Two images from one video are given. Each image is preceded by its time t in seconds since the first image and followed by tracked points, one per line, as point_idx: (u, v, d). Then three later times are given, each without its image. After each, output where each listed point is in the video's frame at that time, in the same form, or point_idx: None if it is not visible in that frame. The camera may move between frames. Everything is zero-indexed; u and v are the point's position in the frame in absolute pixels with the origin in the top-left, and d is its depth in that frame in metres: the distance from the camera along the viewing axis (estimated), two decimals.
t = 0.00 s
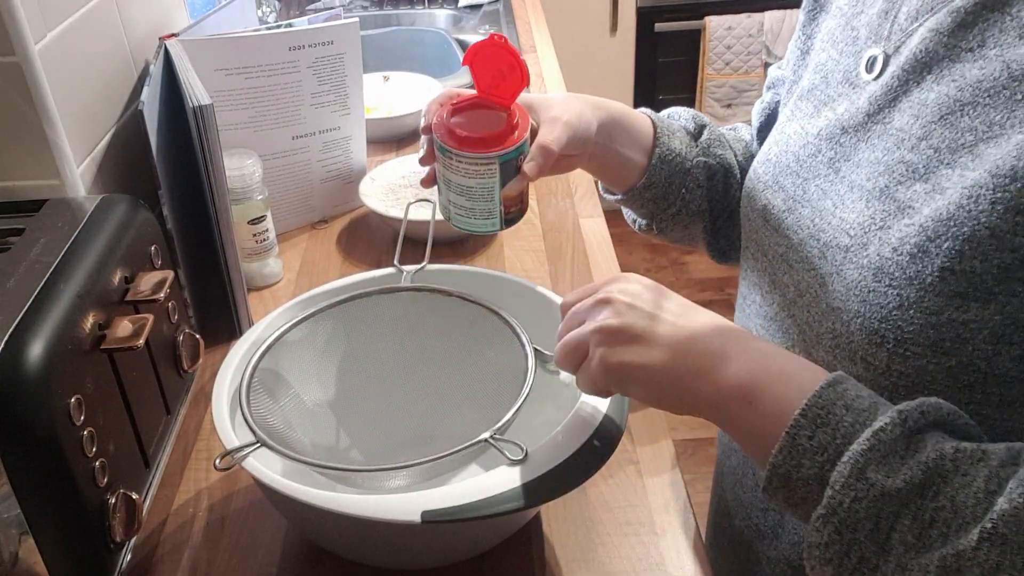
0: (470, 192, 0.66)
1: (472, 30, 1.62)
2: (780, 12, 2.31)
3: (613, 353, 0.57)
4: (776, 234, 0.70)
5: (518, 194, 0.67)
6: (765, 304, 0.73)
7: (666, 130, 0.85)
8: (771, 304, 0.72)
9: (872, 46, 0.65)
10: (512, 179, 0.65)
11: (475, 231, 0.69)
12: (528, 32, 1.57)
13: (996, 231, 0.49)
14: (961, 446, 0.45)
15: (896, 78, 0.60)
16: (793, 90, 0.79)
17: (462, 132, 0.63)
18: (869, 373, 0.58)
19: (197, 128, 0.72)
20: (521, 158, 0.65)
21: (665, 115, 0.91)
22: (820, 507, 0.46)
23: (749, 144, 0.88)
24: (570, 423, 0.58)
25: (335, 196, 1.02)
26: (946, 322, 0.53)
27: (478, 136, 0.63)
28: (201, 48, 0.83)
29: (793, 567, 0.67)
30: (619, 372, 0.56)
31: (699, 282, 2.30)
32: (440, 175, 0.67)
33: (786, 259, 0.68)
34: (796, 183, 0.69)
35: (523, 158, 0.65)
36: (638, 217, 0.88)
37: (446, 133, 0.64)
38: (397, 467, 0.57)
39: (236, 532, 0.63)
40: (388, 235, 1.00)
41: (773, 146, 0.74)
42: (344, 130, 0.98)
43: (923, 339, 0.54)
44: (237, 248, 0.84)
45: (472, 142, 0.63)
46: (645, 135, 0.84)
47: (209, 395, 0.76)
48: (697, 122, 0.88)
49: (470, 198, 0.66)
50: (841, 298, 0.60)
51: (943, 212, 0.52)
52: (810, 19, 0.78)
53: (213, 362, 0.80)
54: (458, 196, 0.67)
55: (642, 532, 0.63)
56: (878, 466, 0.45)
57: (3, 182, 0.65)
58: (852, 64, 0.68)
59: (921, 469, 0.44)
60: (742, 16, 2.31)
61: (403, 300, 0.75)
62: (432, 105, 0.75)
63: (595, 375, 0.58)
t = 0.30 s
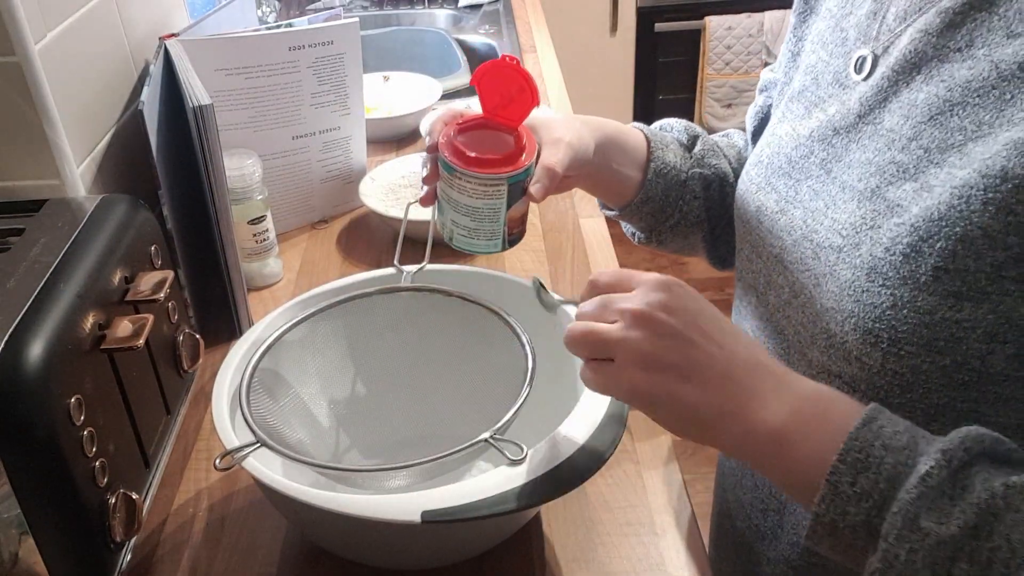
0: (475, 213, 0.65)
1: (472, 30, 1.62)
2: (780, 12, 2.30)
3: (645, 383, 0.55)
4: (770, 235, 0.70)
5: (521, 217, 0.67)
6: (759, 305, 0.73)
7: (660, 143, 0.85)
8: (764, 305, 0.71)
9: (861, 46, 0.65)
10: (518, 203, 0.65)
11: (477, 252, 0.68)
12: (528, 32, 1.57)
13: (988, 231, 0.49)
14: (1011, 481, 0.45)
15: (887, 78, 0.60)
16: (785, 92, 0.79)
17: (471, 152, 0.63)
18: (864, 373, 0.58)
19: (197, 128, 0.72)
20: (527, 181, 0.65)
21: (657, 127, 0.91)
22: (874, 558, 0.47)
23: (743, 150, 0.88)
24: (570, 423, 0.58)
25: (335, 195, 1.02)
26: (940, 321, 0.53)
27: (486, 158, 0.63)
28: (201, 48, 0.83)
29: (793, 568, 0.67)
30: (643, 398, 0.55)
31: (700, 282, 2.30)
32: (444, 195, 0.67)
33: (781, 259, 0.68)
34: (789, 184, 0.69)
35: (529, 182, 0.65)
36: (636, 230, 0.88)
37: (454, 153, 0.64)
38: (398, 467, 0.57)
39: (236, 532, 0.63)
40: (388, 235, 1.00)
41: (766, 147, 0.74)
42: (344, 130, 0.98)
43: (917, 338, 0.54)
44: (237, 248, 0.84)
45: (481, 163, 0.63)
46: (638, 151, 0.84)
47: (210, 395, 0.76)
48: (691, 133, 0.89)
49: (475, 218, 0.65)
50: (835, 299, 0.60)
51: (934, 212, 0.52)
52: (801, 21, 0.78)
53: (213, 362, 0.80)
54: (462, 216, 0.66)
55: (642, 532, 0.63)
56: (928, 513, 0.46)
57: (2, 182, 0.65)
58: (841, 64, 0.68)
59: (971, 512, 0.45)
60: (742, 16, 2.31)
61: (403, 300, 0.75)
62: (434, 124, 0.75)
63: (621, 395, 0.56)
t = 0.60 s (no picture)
0: (481, 238, 0.62)
1: (472, 30, 1.62)
2: (780, 13, 2.31)
3: (581, 189, 0.50)
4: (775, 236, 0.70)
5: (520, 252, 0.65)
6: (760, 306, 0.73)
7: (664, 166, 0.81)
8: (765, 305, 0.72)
9: (862, 48, 0.66)
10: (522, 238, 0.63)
11: (468, 276, 0.65)
12: (528, 32, 1.57)
13: (998, 225, 0.49)
14: (963, 346, 0.43)
15: (887, 76, 0.61)
16: (783, 95, 0.79)
17: (495, 177, 0.59)
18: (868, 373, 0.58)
19: (198, 129, 0.72)
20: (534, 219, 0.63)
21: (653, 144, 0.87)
22: (800, 386, 0.43)
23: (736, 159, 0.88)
24: (570, 422, 0.58)
25: (335, 196, 1.03)
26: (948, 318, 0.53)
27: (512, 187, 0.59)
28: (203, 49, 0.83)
29: (792, 569, 0.67)
30: (588, 178, 0.49)
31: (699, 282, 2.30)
32: (450, 214, 0.63)
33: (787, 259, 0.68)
34: (794, 185, 0.69)
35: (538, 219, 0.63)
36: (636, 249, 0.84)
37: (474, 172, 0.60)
38: (399, 467, 0.57)
39: (236, 531, 0.63)
40: (388, 235, 1.00)
41: (767, 148, 0.75)
42: (344, 131, 0.99)
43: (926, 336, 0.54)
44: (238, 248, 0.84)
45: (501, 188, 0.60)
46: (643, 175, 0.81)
47: (210, 395, 0.76)
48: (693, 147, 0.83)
49: (478, 243, 0.62)
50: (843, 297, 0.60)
51: (947, 208, 0.52)
52: (798, 24, 0.79)
53: (213, 362, 0.80)
54: (466, 238, 0.63)
55: (642, 532, 0.63)
56: (878, 353, 0.42)
57: (3, 182, 0.65)
58: (843, 67, 0.68)
59: (923, 367, 0.42)
60: (741, 17, 2.31)
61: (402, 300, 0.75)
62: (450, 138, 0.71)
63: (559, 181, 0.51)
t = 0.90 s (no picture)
0: (480, 258, 0.62)
1: (473, 31, 1.62)
2: (779, 13, 2.31)
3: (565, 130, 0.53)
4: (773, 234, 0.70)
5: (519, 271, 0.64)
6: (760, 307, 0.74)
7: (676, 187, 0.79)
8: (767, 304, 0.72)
9: (860, 48, 0.66)
10: (522, 257, 0.63)
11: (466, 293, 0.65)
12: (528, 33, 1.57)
13: (985, 214, 0.49)
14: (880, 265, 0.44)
15: (880, 73, 0.60)
16: (781, 97, 0.80)
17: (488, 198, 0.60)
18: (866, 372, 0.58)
19: (199, 129, 0.72)
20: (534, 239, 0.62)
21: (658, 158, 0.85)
22: (724, 277, 0.45)
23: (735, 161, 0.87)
24: (570, 423, 0.58)
25: (336, 196, 1.03)
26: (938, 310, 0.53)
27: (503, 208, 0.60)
28: (204, 49, 0.84)
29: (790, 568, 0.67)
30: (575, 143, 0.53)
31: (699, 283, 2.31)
32: (449, 231, 0.63)
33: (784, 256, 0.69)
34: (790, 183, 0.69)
35: (538, 238, 0.63)
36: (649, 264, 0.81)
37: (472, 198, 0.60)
38: (400, 466, 0.57)
39: (237, 531, 0.63)
40: (388, 234, 1.00)
41: (765, 148, 0.75)
42: (344, 131, 0.99)
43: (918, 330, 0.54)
44: (239, 248, 0.84)
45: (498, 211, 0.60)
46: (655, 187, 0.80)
47: (211, 394, 0.76)
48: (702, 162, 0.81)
49: (477, 262, 0.62)
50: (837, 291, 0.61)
51: (935, 198, 0.52)
52: (799, 26, 0.79)
53: (214, 362, 0.80)
54: (465, 257, 0.62)
55: (642, 531, 0.63)
56: (796, 254, 0.44)
57: (4, 183, 0.65)
58: (841, 66, 0.68)
59: (834, 272, 0.43)
60: (741, 18, 2.31)
61: (402, 300, 0.75)
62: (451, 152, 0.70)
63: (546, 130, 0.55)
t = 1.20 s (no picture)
0: (479, 266, 0.61)
1: (473, 31, 1.62)
2: (779, 13, 2.31)
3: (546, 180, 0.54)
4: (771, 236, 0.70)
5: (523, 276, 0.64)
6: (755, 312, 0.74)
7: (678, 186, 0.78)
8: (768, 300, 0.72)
9: (861, 49, 0.66)
10: (523, 262, 0.62)
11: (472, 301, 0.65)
12: (528, 33, 1.57)
13: (980, 226, 0.49)
14: (868, 308, 0.44)
15: (879, 76, 0.60)
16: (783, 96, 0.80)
17: (479, 207, 0.60)
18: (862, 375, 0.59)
19: (199, 129, 0.72)
20: (534, 243, 0.62)
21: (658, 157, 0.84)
22: (714, 331, 0.45)
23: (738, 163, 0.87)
24: (570, 424, 0.58)
25: (336, 196, 1.03)
26: (932, 318, 0.53)
27: (495, 216, 0.60)
28: (204, 49, 0.83)
29: (788, 568, 0.67)
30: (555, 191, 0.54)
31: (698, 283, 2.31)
32: (448, 241, 0.63)
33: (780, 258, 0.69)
34: (789, 185, 0.69)
35: (537, 241, 0.62)
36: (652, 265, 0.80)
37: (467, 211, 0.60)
38: (400, 466, 0.57)
39: (237, 531, 0.63)
40: (388, 234, 1.00)
41: (764, 148, 0.75)
42: (344, 131, 0.99)
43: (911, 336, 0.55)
44: (239, 248, 0.84)
45: (491, 220, 0.60)
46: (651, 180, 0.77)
47: (211, 395, 0.76)
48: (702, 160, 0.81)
49: (477, 271, 0.62)
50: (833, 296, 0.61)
51: (932, 208, 0.52)
52: (802, 25, 0.79)
53: (214, 362, 0.80)
54: (465, 266, 0.62)
55: (642, 531, 0.63)
56: (787, 304, 0.44)
57: (4, 183, 0.65)
58: (842, 67, 0.68)
59: (824, 319, 0.43)
60: (741, 18, 2.31)
61: (402, 301, 0.75)
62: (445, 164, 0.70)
63: (525, 178, 0.55)
